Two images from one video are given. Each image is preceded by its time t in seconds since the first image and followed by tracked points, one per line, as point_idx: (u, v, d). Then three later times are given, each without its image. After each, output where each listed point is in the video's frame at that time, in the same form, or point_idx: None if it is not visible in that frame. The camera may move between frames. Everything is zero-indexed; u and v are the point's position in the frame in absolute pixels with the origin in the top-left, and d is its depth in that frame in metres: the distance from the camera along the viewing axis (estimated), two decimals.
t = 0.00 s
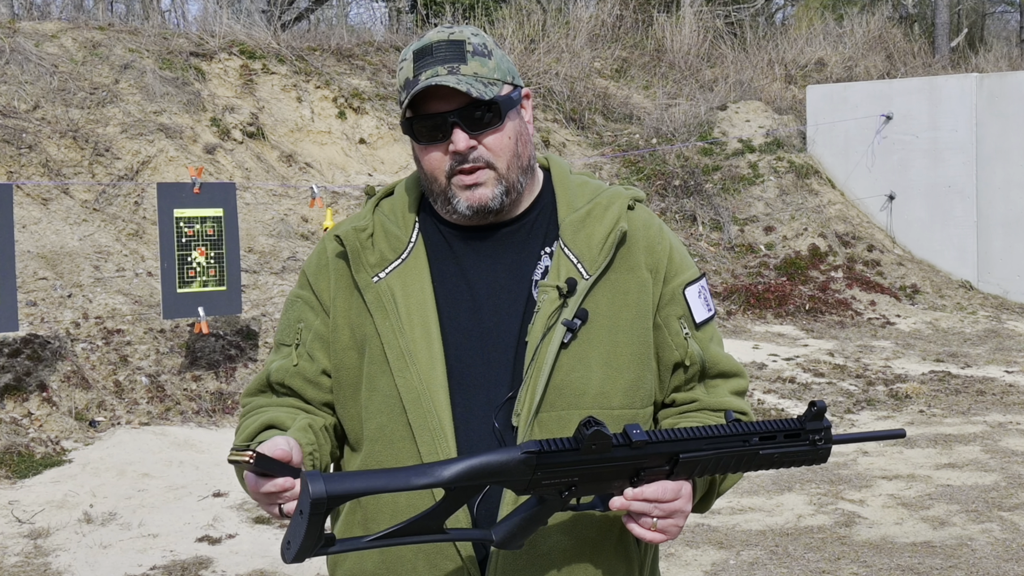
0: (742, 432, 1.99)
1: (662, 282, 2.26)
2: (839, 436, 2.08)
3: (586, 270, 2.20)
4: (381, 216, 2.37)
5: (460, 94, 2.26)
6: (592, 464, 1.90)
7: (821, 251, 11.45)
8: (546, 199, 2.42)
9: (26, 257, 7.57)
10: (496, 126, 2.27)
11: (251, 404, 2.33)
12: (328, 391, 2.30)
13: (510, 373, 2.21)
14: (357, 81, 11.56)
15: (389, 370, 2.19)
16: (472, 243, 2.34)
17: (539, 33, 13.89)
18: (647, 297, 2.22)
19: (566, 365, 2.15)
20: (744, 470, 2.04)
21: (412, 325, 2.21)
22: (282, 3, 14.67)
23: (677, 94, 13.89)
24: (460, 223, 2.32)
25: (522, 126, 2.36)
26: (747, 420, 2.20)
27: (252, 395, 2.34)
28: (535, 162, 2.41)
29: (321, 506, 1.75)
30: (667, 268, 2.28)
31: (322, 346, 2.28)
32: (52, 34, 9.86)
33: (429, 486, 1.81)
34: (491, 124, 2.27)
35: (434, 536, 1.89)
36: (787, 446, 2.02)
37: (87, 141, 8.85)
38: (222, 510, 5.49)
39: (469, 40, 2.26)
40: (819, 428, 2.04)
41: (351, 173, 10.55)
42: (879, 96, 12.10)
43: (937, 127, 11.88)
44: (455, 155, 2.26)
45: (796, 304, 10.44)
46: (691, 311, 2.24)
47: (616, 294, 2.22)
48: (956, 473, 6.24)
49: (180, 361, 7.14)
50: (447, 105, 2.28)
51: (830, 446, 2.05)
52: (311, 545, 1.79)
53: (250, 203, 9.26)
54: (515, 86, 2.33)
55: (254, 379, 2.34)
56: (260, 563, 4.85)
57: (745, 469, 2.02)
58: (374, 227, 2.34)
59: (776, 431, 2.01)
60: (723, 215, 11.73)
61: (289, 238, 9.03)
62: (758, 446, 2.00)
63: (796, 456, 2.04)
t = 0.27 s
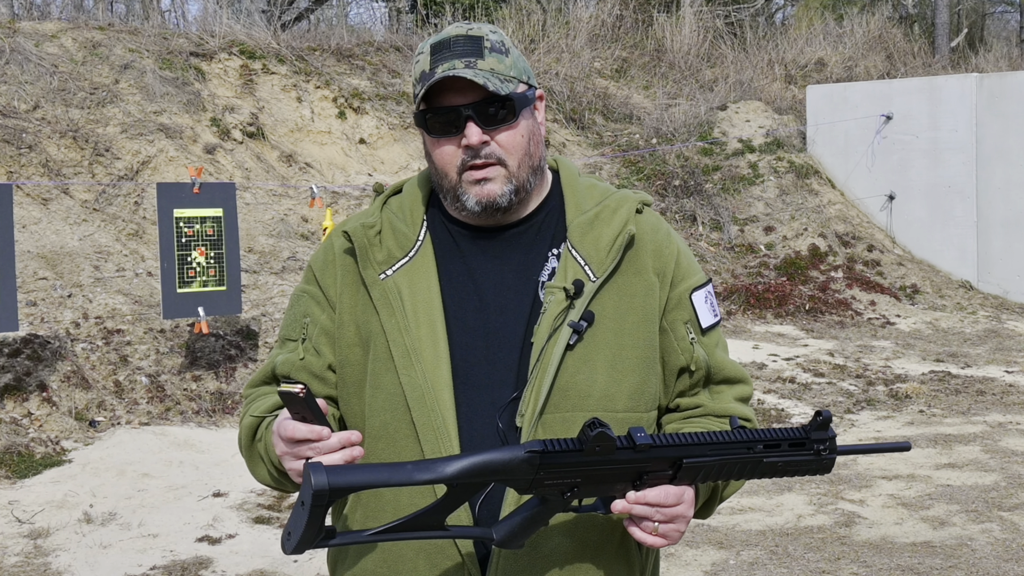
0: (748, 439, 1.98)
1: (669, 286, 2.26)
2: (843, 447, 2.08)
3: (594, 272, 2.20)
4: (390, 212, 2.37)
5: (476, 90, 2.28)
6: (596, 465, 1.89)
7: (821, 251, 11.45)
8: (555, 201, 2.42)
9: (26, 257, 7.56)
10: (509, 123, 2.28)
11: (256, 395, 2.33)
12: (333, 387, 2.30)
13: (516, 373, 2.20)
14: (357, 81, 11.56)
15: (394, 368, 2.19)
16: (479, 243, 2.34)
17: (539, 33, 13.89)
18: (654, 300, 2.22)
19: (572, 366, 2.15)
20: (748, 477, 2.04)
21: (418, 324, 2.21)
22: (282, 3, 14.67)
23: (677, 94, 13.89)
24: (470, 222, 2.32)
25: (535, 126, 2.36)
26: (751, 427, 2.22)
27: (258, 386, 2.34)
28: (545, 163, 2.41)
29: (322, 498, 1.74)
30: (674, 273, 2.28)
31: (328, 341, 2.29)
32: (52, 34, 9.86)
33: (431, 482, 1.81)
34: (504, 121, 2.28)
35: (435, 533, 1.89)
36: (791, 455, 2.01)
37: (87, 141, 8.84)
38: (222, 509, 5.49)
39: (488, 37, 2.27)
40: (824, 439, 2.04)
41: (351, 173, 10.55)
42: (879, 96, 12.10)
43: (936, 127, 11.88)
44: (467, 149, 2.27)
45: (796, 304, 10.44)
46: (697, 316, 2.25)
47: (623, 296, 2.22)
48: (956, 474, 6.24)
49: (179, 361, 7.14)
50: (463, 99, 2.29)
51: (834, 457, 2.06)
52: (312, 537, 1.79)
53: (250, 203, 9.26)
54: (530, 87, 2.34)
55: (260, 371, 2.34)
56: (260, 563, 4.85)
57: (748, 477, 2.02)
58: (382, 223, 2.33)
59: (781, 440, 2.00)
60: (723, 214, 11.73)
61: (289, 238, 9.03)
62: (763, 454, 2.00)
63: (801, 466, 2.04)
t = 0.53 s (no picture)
0: (757, 445, 1.99)
1: (678, 288, 2.26)
2: (852, 454, 2.08)
3: (603, 273, 2.20)
4: (398, 211, 2.36)
5: (486, 90, 2.28)
6: (605, 470, 1.89)
7: (821, 251, 11.45)
8: (564, 202, 2.42)
9: (26, 257, 7.56)
10: (519, 124, 2.28)
11: (262, 392, 2.33)
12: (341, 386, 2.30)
13: (524, 374, 2.20)
14: (357, 81, 11.56)
15: (403, 368, 2.19)
16: (488, 243, 2.34)
17: (539, 34, 13.89)
18: (662, 302, 2.22)
19: (580, 368, 2.16)
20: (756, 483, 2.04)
21: (426, 324, 2.21)
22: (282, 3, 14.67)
23: (677, 94, 13.90)
24: (479, 222, 2.32)
25: (545, 127, 2.36)
26: (758, 430, 2.23)
27: (264, 384, 2.34)
28: (555, 164, 2.41)
29: (333, 502, 1.74)
30: (683, 274, 2.28)
31: (335, 340, 2.28)
32: (52, 34, 9.86)
33: (441, 486, 1.81)
34: (515, 122, 2.28)
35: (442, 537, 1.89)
36: (800, 461, 2.01)
37: (87, 141, 8.84)
38: (222, 509, 5.49)
39: (498, 38, 2.27)
40: (833, 445, 2.02)
41: (351, 173, 10.55)
42: (879, 96, 12.10)
43: (936, 127, 11.88)
44: (477, 150, 2.27)
45: (796, 304, 10.44)
46: (705, 319, 2.25)
47: (632, 298, 2.22)
48: (957, 474, 6.24)
49: (180, 361, 7.14)
50: (473, 99, 2.29)
51: (843, 463, 2.04)
52: (321, 540, 1.79)
53: (250, 203, 9.26)
54: (540, 87, 2.34)
55: (267, 369, 2.34)
56: (261, 563, 4.85)
57: (757, 482, 2.02)
58: (390, 223, 2.32)
59: (790, 446, 1.99)
60: (723, 214, 11.73)
61: (289, 239, 9.03)
62: (772, 460, 1.99)
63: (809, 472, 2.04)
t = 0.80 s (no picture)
0: (767, 444, 1.99)
1: (685, 288, 2.27)
2: (861, 450, 2.09)
3: (611, 274, 2.20)
4: (404, 212, 2.36)
5: (492, 90, 2.27)
6: (616, 472, 1.89)
7: (821, 251, 11.45)
8: (570, 202, 2.42)
9: (26, 257, 7.57)
10: (526, 125, 2.28)
11: (271, 393, 2.34)
12: (349, 387, 2.30)
13: (532, 375, 2.20)
14: (357, 81, 11.56)
15: (410, 369, 2.19)
16: (495, 243, 2.34)
17: (539, 34, 13.90)
18: (671, 302, 2.22)
19: (588, 369, 2.16)
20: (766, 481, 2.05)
21: (433, 325, 2.21)
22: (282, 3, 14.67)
23: (677, 94, 13.90)
24: (485, 223, 2.32)
25: (551, 127, 2.36)
26: (767, 429, 2.23)
27: (272, 384, 2.35)
28: (561, 165, 2.41)
29: (345, 508, 1.73)
30: (690, 275, 2.29)
31: (343, 341, 2.29)
32: (52, 34, 9.86)
33: (453, 491, 1.81)
34: (522, 122, 2.28)
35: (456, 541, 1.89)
36: (809, 459, 2.02)
37: (87, 141, 8.84)
38: (222, 509, 5.49)
39: (505, 38, 2.27)
40: (842, 442, 2.03)
41: (351, 173, 10.56)
42: (879, 96, 12.09)
43: (936, 127, 11.88)
44: (484, 151, 2.27)
45: (795, 304, 10.44)
46: (713, 319, 2.26)
47: (640, 298, 2.22)
48: (957, 474, 6.24)
49: (179, 361, 7.14)
50: (479, 100, 2.28)
51: (852, 460, 2.04)
52: (335, 546, 1.79)
53: (250, 203, 9.26)
54: (547, 87, 2.34)
55: (275, 370, 2.35)
56: (261, 563, 4.85)
57: (766, 481, 2.03)
58: (397, 224, 2.32)
59: (800, 444, 2.00)
60: (723, 214, 11.73)
61: (289, 239, 9.03)
62: (781, 458, 2.00)
63: (818, 469, 2.04)
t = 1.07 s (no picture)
0: (770, 443, 1.99)
1: (689, 288, 2.27)
2: (865, 452, 2.09)
3: (615, 272, 2.20)
4: (409, 209, 2.36)
5: (495, 79, 2.27)
6: (621, 468, 1.90)
7: (821, 251, 11.44)
8: (574, 199, 2.42)
9: (26, 257, 7.57)
10: (528, 115, 2.27)
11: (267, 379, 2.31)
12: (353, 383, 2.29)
13: (535, 374, 2.20)
14: (357, 81, 11.56)
15: (412, 366, 2.19)
16: (499, 240, 2.34)
17: (539, 33, 13.90)
18: (675, 300, 2.22)
19: (592, 367, 2.15)
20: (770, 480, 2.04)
21: (438, 321, 2.21)
22: (282, 3, 14.68)
23: (677, 94, 13.90)
24: (487, 218, 2.32)
25: (555, 120, 2.36)
26: (771, 429, 2.23)
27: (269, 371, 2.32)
28: (565, 160, 2.41)
29: (349, 499, 1.74)
30: (695, 274, 2.29)
31: (347, 331, 2.26)
32: (52, 34, 9.86)
33: (459, 483, 1.82)
34: (524, 112, 2.27)
35: (458, 535, 1.89)
36: (813, 459, 2.02)
37: (87, 141, 8.85)
38: (222, 509, 5.49)
39: (511, 29, 2.27)
40: (845, 443, 2.04)
41: (351, 173, 10.56)
42: (879, 96, 12.09)
43: (936, 127, 11.88)
44: (483, 138, 2.26)
45: (795, 304, 10.44)
46: (717, 318, 2.25)
47: (644, 296, 2.22)
48: (956, 474, 6.24)
49: (180, 361, 7.14)
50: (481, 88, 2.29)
51: (856, 461, 2.04)
52: (338, 537, 1.79)
53: (250, 203, 9.26)
54: (551, 81, 2.34)
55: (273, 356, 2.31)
56: (261, 563, 4.85)
57: (770, 480, 2.03)
58: (402, 220, 2.32)
59: (803, 444, 2.01)
60: (723, 214, 11.72)
61: (289, 239, 9.03)
62: (785, 457, 2.00)
63: (822, 469, 2.04)
